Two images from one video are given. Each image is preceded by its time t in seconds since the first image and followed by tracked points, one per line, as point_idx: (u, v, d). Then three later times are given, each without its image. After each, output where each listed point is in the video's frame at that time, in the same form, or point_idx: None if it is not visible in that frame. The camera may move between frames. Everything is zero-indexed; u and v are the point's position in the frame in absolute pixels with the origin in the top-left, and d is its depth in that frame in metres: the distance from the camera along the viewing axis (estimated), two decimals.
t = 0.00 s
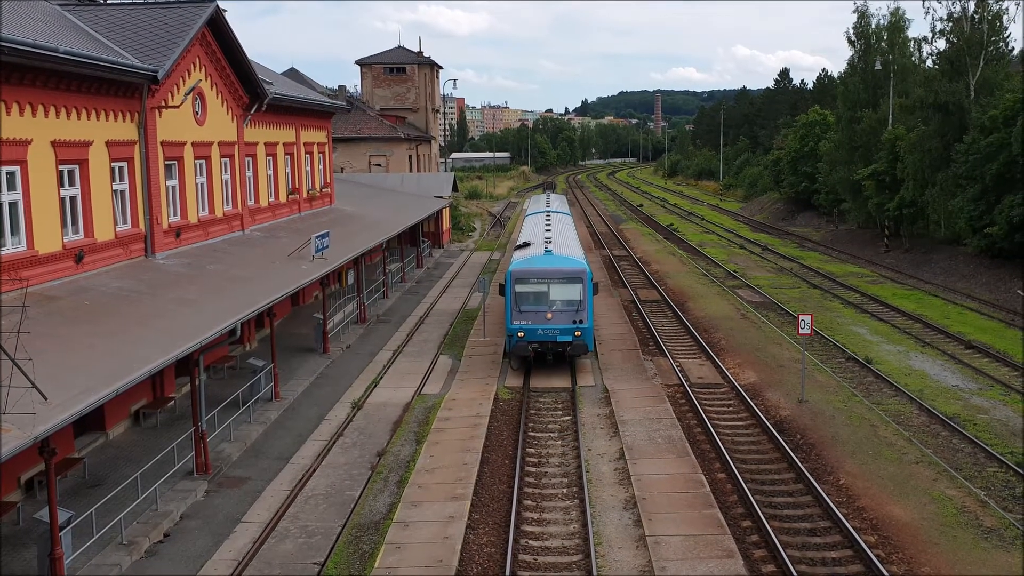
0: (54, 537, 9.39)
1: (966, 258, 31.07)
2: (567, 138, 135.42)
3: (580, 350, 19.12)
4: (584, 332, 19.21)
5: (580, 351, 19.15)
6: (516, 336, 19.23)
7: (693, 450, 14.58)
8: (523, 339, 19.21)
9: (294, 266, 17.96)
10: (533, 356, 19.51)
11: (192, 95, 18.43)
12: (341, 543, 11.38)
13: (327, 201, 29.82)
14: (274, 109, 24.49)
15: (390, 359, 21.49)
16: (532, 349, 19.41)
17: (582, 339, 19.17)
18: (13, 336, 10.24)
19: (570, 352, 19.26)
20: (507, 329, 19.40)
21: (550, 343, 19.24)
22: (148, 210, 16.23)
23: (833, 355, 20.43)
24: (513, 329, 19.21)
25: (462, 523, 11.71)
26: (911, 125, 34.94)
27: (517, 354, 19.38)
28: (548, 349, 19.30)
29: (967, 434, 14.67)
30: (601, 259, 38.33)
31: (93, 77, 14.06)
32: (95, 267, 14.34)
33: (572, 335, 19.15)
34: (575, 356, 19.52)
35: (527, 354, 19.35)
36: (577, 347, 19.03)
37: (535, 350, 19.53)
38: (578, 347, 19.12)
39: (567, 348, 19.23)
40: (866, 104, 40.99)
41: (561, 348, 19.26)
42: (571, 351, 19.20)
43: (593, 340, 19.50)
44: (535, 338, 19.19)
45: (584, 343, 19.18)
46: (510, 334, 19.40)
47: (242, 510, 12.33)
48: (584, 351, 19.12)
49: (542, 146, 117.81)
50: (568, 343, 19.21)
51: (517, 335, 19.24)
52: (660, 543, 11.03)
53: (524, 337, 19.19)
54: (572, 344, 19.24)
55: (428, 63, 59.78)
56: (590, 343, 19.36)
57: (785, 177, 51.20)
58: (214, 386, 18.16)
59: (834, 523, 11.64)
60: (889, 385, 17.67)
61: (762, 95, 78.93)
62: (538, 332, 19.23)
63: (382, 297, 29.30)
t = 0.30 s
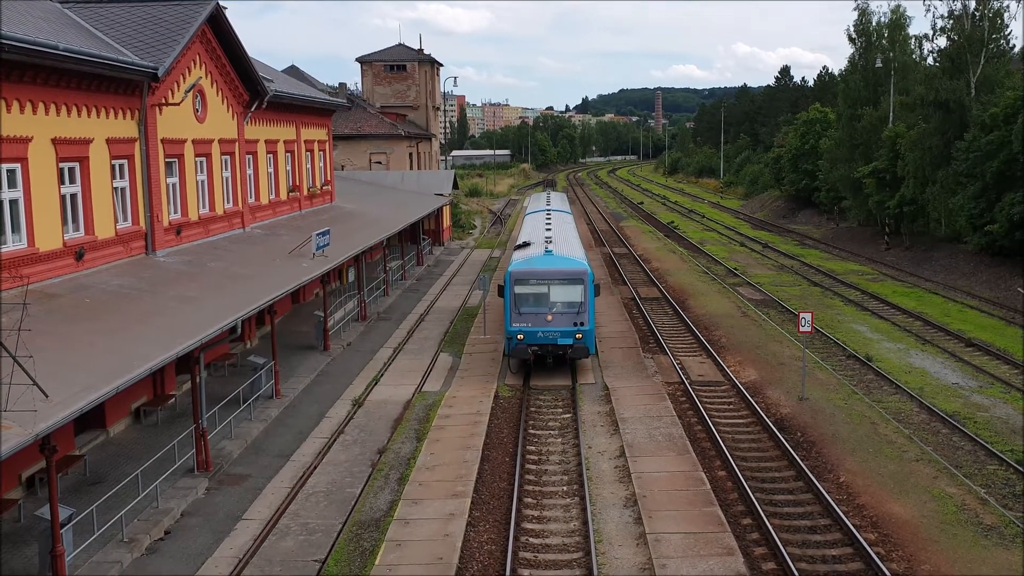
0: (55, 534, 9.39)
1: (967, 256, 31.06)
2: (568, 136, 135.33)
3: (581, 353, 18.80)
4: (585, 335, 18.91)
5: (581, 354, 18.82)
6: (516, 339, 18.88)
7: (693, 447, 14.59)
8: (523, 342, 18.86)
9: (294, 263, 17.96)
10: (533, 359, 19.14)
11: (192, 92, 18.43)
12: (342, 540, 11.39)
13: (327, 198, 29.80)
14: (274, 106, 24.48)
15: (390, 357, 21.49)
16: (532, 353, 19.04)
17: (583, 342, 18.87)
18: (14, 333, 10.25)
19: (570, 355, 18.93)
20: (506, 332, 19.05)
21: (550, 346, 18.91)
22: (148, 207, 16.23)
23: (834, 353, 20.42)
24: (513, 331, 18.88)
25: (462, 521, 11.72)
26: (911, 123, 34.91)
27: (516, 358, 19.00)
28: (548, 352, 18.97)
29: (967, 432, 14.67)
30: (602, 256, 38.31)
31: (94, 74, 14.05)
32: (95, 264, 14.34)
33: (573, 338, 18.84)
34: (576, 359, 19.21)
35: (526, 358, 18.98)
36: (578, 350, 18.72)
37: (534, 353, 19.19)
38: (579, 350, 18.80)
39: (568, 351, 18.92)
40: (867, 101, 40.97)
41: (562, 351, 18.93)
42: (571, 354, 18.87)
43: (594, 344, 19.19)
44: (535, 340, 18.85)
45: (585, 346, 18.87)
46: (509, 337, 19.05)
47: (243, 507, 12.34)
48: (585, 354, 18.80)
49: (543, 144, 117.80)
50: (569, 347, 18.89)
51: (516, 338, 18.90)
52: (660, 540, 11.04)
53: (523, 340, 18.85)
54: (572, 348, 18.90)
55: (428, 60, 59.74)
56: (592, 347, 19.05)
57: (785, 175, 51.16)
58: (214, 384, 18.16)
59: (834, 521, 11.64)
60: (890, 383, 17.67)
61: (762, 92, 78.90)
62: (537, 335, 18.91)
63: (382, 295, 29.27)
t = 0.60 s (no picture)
0: (54, 533, 9.38)
1: (965, 256, 31.08)
2: (567, 136, 135.27)
3: (581, 359, 18.51)
4: (585, 340, 18.61)
5: (581, 360, 18.53)
6: (514, 344, 18.56)
7: (692, 447, 14.60)
8: (521, 347, 18.53)
9: (293, 263, 17.97)
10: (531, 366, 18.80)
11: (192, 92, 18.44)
12: (341, 540, 11.39)
13: (326, 198, 29.80)
14: (273, 106, 24.50)
15: (389, 356, 21.49)
16: (531, 359, 18.72)
17: (582, 348, 18.57)
18: (13, 333, 10.24)
19: (570, 361, 18.66)
20: (504, 338, 18.76)
21: (549, 352, 18.58)
22: (148, 207, 16.24)
23: (833, 353, 20.43)
24: (511, 336, 18.56)
25: (461, 520, 11.72)
26: (910, 123, 34.94)
27: (515, 363, 18.70)
28: (547, 358, 18.65)
29: (966, 431, 14.68)
30: (601, 256, 38.32)
31: (93, 74, 14.06)
32: (94, 264, 14.34)
33: (573, 344, 18.55)
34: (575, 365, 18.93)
35: (525, 364, 18.65)
36: (578, 355, 18.40)
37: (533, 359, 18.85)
38: (579, 355, 18.50)
39: (567, 357, 18.64)
40: (865, 101, 41.02)
41: (561, 357, 18.62)
42: (571, 360, 18.56)
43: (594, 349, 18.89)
44: (533, 346, 18.52)
45: (585, 351, 18.57)
46: (507, 342, 18.73)
47: (241, 507, 12.34)
48: (585, 360, 18.49)
49: (542, 144, 117.81)
50: (568, 352, 18.58)
51: (514, 343, 18.57)
52: (659, 540, 11.04)
53: (522, 345, 18.51)
54: (572, 353, 18.60)
55: (427, 61, 59.72)
56: (591, 353, 18.75)
57: (784, 175, 51.14)
58: (213, 384, 18.15)
59: (833, 521, 11.65)
60: (889, 383, 17.68)
61: (761, 92, 78.93)
62: (536, 340, 18.60)
63: (381, 295, 29.28)
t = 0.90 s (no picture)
0: (54, 531, 9.37)
1: (966, 255, 31.07)
2: (567, 135, 135.19)
3: (582, 365, 17.86)
4: (586, 345, 17.98)
5: (582, 365, 17.87)
6: (513, 349, 17.98)
7: (691, 446, 14.62)
8: (520, 353, 17.96)
9: (294, 262, 17.97)
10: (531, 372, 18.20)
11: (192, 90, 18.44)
12: (340, 538, 11.40)
13: (326, 197, 29.79)
14: (274, 105, 24.50)
15: (390, 355, 21.51)
16: (530, 364, 18.10)
17: (584, 353, 17.93)
18: (13, 331, 10.25)
19: (570, 367, 18.00)
20: (503, 342, 18.18)
21: (549, 357, 17.98)
22: (148, 205, 16.24)
23: (833, 352, 20.43)
24: (510, 341, 17.99)
25: (461, 519, 11.73)
26: (911, 123, 34.94)
27: (514, 369, 18.09)
28: (547, 363, 18.05)
29: (966, 431, 14.68)
30: (601, 255, 38.33)
31: (93, 72, 14.06)
32: (94, 262, 14.34)
33: (573, 349, 17.91)
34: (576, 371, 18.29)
35: (524, 369, 18.05)
36: (579, 361, 17.78)
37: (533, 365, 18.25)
38: (580, 361, 17.85)
39: (568, 363, 17.98)
40: (866, 101, 41.01)
41: (561, 362, 18.00)
42: (571, 366, 17.92)
43: (596, 355, 18.25)
44: (532, 351, 17.94)
45: (586, 357, 17.94)
46: (506, 347, 18.14)
47: (241, 505, 12.35)
48: (586, 366, 17.86)
49: (542, 143, 117.91)
50: (569, 358, 17.96)
51: (512, 348, 18.00)
52: (659, 539, 11.05)
53: (521, 351, 17.94)
54: (573, 359, 17.95)
55: (428, 59, 59.70)
56: (593, 358, 18.11)
57: (785, 174, 51.11)
58: (213, 382, 18.16)
59: (832, 520, 11.66)
60: (888, 383, 17.68)
61: (762, 92, 78.90)
62: (536, 345, 18.01)
63: (381, 293, 29.27)
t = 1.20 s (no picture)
0: (53, 525, 9.36)
1: (966, 255, 31.07)
2: (568, 132, 134.99)
3: (582, 369, 17.28)
4: (587, 349, 17.41)
5: (583, 370, 17.31)
6: (511, 352, 17.41)
7: (690, 443, 14.63)
8: (519, 356, 17.38)
9: (294, 257, 17.97)
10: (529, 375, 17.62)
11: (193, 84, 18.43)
12: (339, 533, 11.41)
13: (326, 192, 29.76)
14: (275, 100, 24.49)
15: (389, 351, 21.52)
16: (529, 368, 17.52)
17: (584, 357, 17.37)
18: (13, 324, 10.24)
19: (570, 371, 17.42)
20: (501, 345, 17.60)
21: (548, 361, 17.40)
22: (148, 200, 16.22)
23: (832, 350, 20.44)
24: (508, 344, 17.41)
25: (459, 515, 11.75)
26: (912, 122, 34.91)
27: (512, 373, 17.52)
28: (547, 367, 17.46)
29: (965, 430, 14.70)
30: (601, 252, 38.33)
31: (94, 66, 14.05)
32: (94, 256, 14.33)
33: (574, 352, 17.33)
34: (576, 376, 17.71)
35: (523, 373, 17.48)
36: (579, 364, 17.21)
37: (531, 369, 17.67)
38: (581, 365, 17.28)
39: (568, 367, 17.40)
40: (867, 99, 40.98)
41: (561, 366, 17.43)
42: (571, 370, 17.35)
43: (597, 359, 17.67)
44: (531, 354, 17.36)
45: (587, 361, 17.38)
46: (504, 350, 17.56)
47: (240, 500, 12.37)
48: (587, 370, 17.28)
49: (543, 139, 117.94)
50: (569, 361, 17.39)
51: (511, 351, 17.42)
52: (657, 536, 11.06)
53: (519, 354, 17.38)
54: (573, 363, 17.37)
55: (429, 55, 59.62)
56: (594, 362, 17.54)
57: (785, 172, 51.09)
58: (213, 377, 18.16)
59: (831, 518, 11.68)
60: (887, 381, 17.69)
61: (763, 89, 78.86)
62: (535, 348, 17.43)
63: (381, 289, 29.27)
